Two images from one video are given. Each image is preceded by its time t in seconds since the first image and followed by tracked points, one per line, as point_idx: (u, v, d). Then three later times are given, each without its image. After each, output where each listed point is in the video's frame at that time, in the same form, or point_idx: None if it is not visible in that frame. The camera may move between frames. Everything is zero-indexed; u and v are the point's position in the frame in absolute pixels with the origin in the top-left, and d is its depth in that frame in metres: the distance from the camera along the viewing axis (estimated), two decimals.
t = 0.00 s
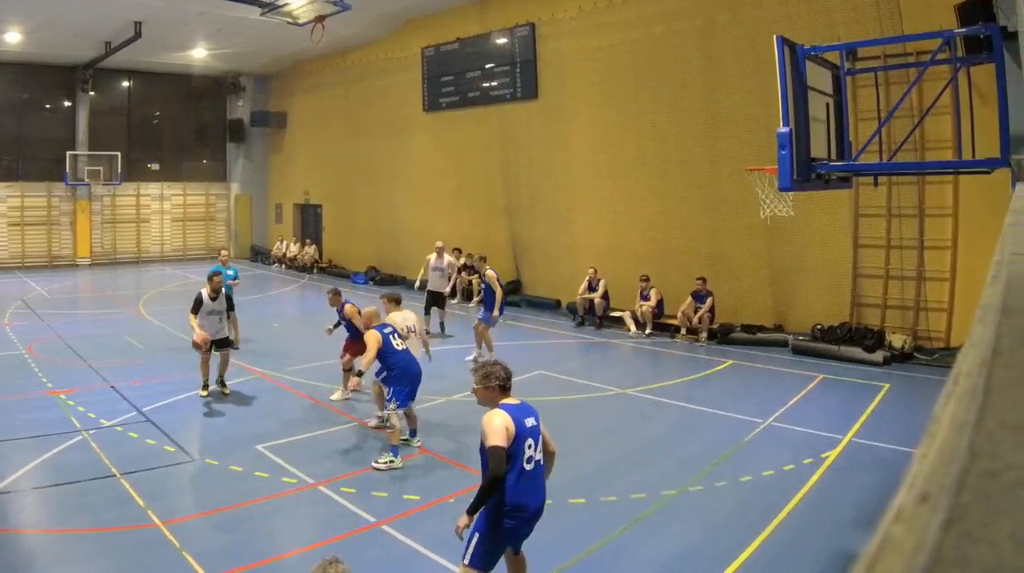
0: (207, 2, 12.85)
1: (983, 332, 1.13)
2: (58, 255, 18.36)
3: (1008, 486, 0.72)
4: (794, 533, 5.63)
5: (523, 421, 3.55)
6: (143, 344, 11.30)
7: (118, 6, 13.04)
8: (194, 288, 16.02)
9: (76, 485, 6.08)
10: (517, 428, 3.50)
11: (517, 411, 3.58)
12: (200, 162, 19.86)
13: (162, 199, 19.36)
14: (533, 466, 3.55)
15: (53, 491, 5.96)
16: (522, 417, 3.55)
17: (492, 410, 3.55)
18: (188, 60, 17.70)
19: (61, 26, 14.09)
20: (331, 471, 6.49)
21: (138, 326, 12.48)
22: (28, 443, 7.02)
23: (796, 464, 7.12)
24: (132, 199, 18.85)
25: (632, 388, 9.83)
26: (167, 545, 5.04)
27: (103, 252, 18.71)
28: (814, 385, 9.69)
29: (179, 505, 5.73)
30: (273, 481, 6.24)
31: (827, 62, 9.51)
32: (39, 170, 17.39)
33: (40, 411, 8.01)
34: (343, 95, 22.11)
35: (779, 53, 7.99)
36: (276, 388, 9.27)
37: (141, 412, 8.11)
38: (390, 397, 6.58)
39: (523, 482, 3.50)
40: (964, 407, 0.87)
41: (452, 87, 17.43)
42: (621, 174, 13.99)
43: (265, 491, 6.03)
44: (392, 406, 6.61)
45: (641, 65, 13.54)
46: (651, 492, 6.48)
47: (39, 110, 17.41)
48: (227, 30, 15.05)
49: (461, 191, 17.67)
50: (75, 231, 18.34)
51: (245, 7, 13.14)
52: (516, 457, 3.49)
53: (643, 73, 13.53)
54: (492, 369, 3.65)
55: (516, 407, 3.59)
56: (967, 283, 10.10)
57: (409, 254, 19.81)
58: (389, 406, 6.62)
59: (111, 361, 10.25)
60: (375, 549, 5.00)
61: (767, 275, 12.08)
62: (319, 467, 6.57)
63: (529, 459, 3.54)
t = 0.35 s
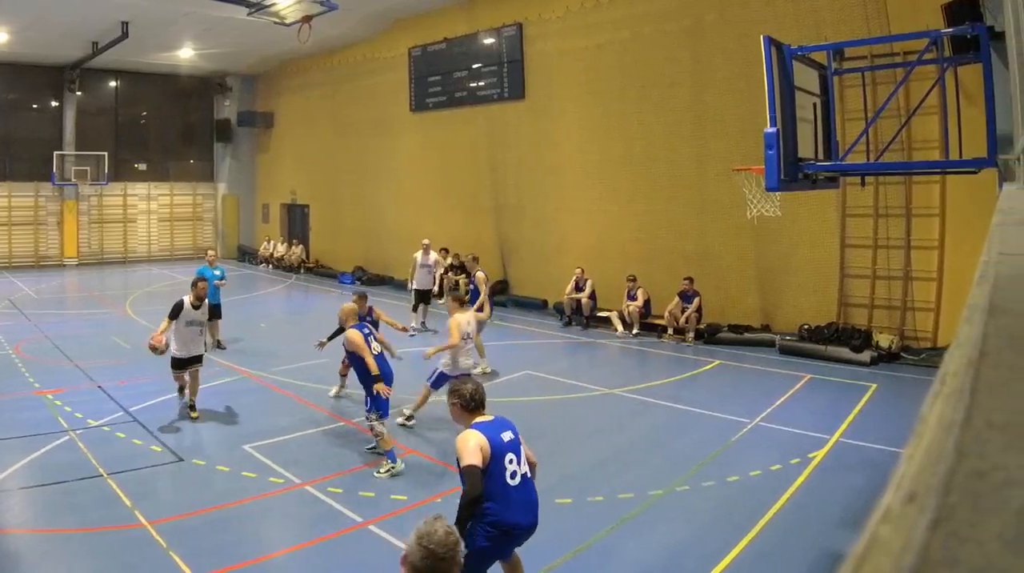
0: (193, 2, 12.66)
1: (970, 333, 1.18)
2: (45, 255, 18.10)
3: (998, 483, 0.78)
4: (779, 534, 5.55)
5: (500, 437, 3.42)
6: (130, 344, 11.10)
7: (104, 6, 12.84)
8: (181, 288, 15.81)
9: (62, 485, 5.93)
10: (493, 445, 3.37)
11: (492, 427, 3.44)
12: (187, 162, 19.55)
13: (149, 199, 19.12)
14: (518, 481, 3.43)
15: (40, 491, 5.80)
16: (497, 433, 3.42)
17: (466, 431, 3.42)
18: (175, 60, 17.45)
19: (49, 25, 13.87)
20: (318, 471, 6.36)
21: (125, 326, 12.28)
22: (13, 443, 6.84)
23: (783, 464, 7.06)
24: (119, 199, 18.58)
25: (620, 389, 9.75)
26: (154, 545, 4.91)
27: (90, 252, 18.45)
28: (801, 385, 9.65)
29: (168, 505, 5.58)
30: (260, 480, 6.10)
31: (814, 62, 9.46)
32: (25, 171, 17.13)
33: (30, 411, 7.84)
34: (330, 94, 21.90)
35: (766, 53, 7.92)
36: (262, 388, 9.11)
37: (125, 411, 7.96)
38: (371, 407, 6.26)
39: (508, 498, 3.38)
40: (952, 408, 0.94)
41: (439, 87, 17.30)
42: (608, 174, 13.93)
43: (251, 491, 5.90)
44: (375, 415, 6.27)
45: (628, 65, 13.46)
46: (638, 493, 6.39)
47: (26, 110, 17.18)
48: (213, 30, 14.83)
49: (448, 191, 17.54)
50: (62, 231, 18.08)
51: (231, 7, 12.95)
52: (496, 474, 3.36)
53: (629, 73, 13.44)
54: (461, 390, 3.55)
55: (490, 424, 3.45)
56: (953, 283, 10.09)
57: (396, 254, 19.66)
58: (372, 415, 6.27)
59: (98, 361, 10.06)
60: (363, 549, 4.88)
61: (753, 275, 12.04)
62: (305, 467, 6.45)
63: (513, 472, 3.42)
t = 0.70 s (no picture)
0: (189, 1, 12.59)
1: (966, 332, 1.14)
2: (41, 255, 18.02)
3: (994, 484, 0.77)
4: (775, 534, 5.52)
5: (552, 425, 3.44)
6: (126, 344, 11.03)
7: (99, 6, 12.76)
8: (177, 287, 15.73)
9: (58, 485, 5.87)
10: (547, 432, 3.38)
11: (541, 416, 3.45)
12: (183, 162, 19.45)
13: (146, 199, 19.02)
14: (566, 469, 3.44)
15: (36, 491, 5.75)
16: (547, 422, 3.43)
17: (519, 419, 3.42)
18: (171, 61, 17.35)
19: (44, 25, 13.77)
20: (315, 471, 6.32)
21: (121, 326, 12.21)
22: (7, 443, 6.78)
23: (779, 465, 7.03)
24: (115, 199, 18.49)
25: (618, 389, 9.71)
26: (151, 545, 4.86)
27: (86, 252, 18.36)
28: (797, 385, 9.63)
29: (164, 505, 5.53)
30: (256, 480, 6.05)
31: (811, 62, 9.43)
32: (21, 171, 17.04)
33: (25, 411, 7.77)
34: (325, 94, 21.83)
35: (761, 52, 7.92)
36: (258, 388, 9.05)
37: (120, 411, 7.89)
38: (332, 413, 5.96)
39: (562, 484, 3.38)
40: (949, 408, 0.91)
41: (434, 87, 17.24)
42: (603, 174, 13.90)
43: (247, 491, 5.85)
44: (341, 423, 5.91)
45: (624, 65, 13.44)
46: (633, 493, 6.36)
47: (22, 110, 17.10)
48: (209, 30, 14.76)
49: (444, 191, 17.50)
50: (58, 231, 18.00)
51: (226, 6, 12.88)
52: (550, 462, 3.36)
53: (625, 73, 13.42)
54: (508, 380, 3.54)
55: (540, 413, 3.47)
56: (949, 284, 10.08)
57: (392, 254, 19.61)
58: (338, 424, 5.92)
59: (93, 362, 9.98)
60: (359, 549, 4.84)
61: (750, 275, 12.02)
62: (302, 467, 6.40)
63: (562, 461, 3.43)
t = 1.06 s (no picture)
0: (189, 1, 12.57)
1: (966, 332, 1.14)
2: (41, 255, 18.04)
3: (993, 483, 0.77)
4: (775, 534, 5.52)
5: (591, 437, 3.40)
6: (126, 343, 11.02)
7: (99, 6, 12.76)
8: (177, 287, 15.72)
9: (58, 485, 5.87)
10: (585, 443, 3.35)
11: (582, 426, 3.42)
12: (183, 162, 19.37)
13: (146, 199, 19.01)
14: (605, 481, 3.43)
15: (35, 491, 5.74)
16: (588, 432, 3.40)
17: (557, 428, 3.41)
18: (171, 60, 17.33)
19: (44, 25, 13.77)
20: (316, 471, 6.31)
21: (121, 326, 12.21)
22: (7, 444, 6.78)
23: (779, 464, 7.03)
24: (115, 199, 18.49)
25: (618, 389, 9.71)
26: (150, 545, 4.86)
27: (86, 252, 18.37)
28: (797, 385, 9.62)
29: (163, 505, 5.53)
30: (256, 481, 6.05)
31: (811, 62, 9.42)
32: (21, 171, 17.05)
33: (25, 411, 7.77)
34: (325, 94, 21.83)
35: (761, 52, 7.92)
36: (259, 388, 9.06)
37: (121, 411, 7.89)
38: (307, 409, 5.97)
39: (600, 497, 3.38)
40: (948, 407, 0.91)
41: (434, 87, 17.25)
42: (603, 173, 13.89)
43: (247, 491, 5.85)
44: (318, 418, 5.96)
45: (624, 65, 13.44)
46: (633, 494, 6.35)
47: (21, 110, 17.10)
48: (209, 30, 14.75)
49: (444, 190, 17.49)
50: (58, 231, 18.02)
51: (226, 6, 12.87)
52: (586, 473, 3.34)
53: (625, 73, 13.41)
54: (556, 388, 3.53)
55: (581, 423, 3.43)
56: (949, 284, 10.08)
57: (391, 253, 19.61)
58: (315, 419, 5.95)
59: (94, 362, 9.98)
60: (359, 549, 4.84)
61: (750, 275, 12.02)
62: (303, 467, 6.40)
63: (602, 474, 3.41)
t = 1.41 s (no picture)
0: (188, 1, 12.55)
1: (966, 332, 1.14)
2: (41, 255, 18.05)
3: (994, 483, 0.77)
4: (775, 534, 5.52)
5: (600, 425, 3.36)
6: (126, 343, 11.01)
7: (98, 6, 12.74)
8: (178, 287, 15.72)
9: (57, 485, 5.87)
10: (593, 432, 3.33)
11: (593, 413, 3.40)
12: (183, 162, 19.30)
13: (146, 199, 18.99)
14: (611, 469, 3.40)
15: (35, 491, 5.74)
16: (598, 420, 3.37)
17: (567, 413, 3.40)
18: (171, 60, 17.31)
19: (43, 24, 13.76)
20: (316, 471, 6.31)
21: (121, 326, 12.21)
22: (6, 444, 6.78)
23: (779, 464, 7.03)
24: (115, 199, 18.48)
25: (618, 388, 9.72)
26: (150, 545, 4.86)
27: (86, 252, 18.38)
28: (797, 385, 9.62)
29: (163, 505, 5.52)
30: (257, 480, 6.06)
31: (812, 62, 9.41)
32: (21, 171, 17.06)
33: (25, 411, 7.76)
34: (325, 94, 21.81)
35: (761, 52, 7.91)
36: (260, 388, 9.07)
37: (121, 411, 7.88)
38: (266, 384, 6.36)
39: (602, 484, 3.37)
40: (949, 407, 0.91)
41: (434, 87, 17.24)
42: (603, 174, 13.89)
43: (247, 491, 5.85)
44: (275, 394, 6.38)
45: (624, 65, 13.43)
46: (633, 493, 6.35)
47: (21, 110, 17.11)
48: (209, 30, 14.75)
49: (444, 190, 17.48)
50: (58, 231, 18.04)
51: (226, 6, 12.86)
52: (590, 462, 3.33)
53: (625, 74, 13.40)
54: (572, 372, 3.47)
55: (590, 412, 3.39)
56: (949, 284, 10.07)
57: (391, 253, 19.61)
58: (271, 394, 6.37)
59: (94, 362, 9.97)
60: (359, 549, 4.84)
61: (749, 275, 12.02)
62: (303, 467, 6.39)
63: (607, 461, 3.38)
